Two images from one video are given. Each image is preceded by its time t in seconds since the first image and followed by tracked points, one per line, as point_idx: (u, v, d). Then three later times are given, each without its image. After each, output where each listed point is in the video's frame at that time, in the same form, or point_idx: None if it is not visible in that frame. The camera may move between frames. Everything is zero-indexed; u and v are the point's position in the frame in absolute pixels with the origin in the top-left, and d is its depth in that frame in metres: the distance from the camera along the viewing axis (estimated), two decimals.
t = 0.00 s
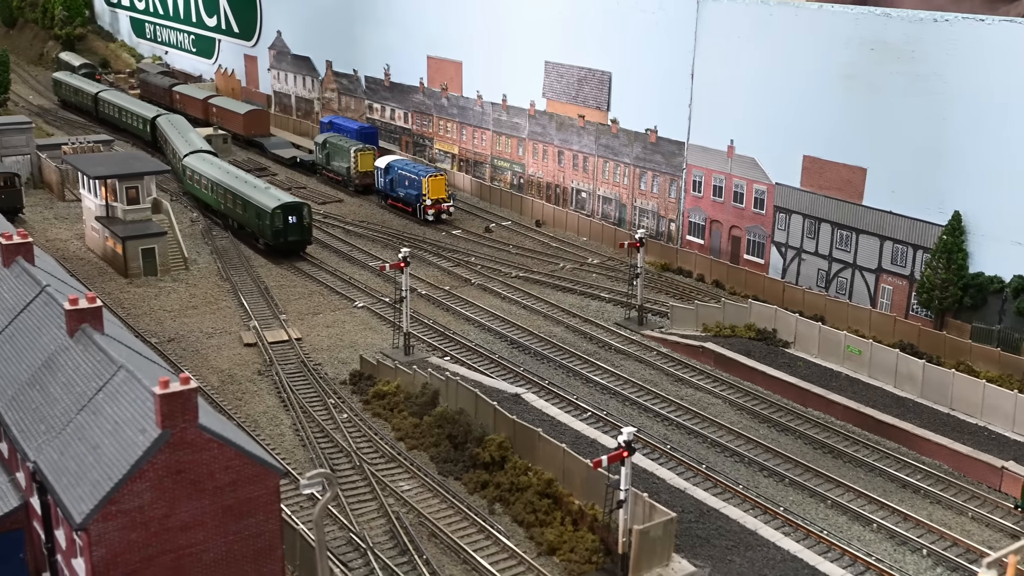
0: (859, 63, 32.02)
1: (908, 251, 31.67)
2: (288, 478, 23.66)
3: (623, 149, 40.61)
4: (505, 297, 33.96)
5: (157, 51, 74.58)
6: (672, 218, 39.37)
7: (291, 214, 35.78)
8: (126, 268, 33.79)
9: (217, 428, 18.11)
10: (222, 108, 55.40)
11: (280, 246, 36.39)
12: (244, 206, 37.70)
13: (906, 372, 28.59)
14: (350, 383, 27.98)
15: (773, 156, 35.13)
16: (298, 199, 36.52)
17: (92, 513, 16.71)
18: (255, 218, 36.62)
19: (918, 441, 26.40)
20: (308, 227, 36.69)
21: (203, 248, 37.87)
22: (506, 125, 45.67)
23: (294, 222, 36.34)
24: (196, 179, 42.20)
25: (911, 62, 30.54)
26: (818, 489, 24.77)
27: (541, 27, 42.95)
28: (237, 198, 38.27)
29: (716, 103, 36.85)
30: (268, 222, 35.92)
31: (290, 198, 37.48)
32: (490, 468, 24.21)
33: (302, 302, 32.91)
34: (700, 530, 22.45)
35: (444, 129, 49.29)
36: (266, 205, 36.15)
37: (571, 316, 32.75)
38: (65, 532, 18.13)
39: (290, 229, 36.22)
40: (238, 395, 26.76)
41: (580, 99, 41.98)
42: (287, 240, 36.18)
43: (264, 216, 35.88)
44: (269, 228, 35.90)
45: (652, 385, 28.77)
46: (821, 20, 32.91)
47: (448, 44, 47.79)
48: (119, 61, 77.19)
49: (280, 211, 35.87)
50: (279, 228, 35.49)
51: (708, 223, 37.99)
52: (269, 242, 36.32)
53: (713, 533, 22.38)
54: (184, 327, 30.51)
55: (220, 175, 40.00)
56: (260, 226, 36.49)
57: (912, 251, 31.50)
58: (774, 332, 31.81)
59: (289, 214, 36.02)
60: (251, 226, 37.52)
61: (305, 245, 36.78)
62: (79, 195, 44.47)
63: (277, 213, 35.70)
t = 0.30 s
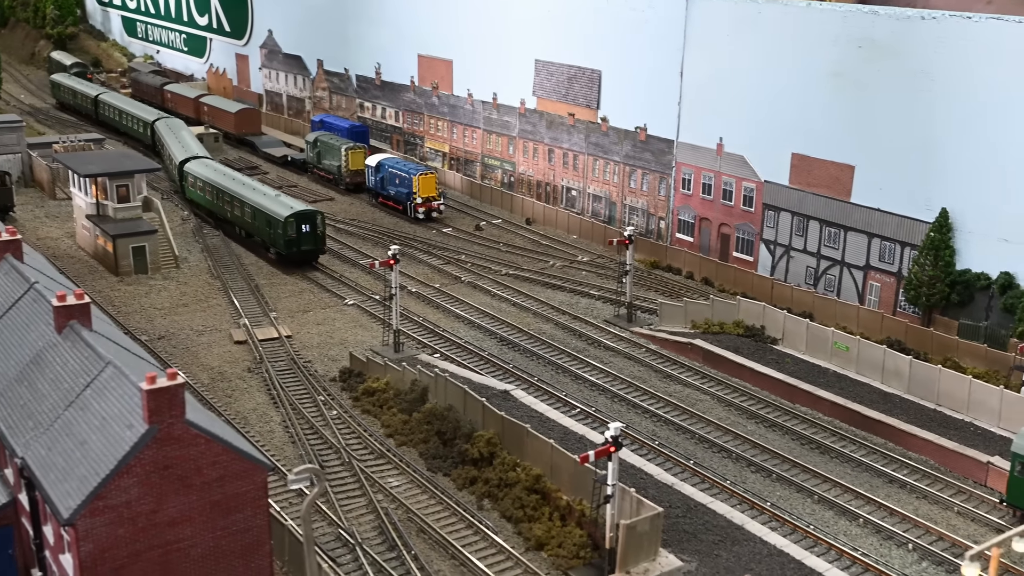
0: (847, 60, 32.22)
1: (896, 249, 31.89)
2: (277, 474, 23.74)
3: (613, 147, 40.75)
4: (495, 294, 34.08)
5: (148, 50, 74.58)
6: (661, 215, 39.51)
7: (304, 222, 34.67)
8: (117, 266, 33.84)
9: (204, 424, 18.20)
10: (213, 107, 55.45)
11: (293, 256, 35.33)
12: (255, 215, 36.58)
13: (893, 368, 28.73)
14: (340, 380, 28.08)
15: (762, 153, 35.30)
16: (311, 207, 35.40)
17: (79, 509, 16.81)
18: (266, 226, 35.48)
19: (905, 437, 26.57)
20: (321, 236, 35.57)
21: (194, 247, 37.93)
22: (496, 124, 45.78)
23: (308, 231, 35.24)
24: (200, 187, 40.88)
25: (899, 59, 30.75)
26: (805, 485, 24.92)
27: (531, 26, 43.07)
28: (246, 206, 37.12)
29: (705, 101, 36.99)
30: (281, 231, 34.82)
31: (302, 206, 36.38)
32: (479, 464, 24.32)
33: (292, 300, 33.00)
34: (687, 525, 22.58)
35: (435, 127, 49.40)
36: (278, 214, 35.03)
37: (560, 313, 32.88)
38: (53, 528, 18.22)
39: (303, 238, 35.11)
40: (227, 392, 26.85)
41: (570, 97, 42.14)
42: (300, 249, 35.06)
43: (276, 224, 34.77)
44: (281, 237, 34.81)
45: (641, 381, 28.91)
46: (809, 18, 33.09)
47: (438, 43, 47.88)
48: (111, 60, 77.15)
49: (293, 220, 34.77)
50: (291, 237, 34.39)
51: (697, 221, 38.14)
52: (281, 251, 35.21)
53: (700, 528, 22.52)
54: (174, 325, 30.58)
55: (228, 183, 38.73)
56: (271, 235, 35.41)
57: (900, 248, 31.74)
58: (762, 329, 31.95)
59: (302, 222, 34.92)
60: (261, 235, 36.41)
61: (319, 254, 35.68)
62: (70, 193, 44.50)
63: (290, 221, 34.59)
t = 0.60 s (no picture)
0: (833, 59, 32.45)
1: (881, 246, 32.16)
2: (264, 470, 23.85)
3: (601, 146, 40.93)
4: (483, 292, 34.23)
5: (138, 49, 74.58)
6: (649, 214, 39.69)
7: (316, 231, 33.83)
8: (105, 264, 33.93)
9: (190, 420, 18.31)
10: (203, 106, 55.50)
11: (304, 265, 34.46)
12: (264, 223, 35.71)
13: (878, 364, 28.92)
14: (327, 377, 28.20)
15: (749, 151, 35.51)
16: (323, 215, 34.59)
17: (64, 505, 16.92)
18: (277, 235, 34.61)
19: (889, 433, 26.78)
20: (332, 245, 34.75)
21: (183, 245, 38.01)
22: (485, 122, 45.93)
23: (320, 240, 34.36)
24: (205, 195, 39.80)
25: (885, 57, 30.98)
26: (790, 480, 25.11)
27: (519, 24, 43.21)
28: (254, 213, 36.24)
29: (693, 100, 37.16)
30: (292, 240, 33.97)
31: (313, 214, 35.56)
32: (465, 461, 24.46)
33: (280, 298, 33.11)
34: (671, 520, 22.75)
35: (424, 126, 49.53)
36: (289, 222, 34.19)
37: (548, 311, 33.04)
38: (39, 524, 18.34)
39: (315, 247, 34.29)
40: (215, 389, 26.96)
41: (558, 96, 42.32)
42: (311, 258, 34.23)
43: (287, 233, 33.91)
44: (292, 247, 33.98)
45: (628, 378, 29.10)
46: (795, 16, 33.30)
47: (427, 42, 48.02)
48: (101, 59, 77.14)
49: (305, 229, 33.96)
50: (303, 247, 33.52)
51: (685, 219, 38.32)
52: (292, 261, 34.37)
53: (684, 523, 22.69)
54: (162, 322, 30.67)
55: (234, 189, 37.86)
56: (283, 244, 34.55)
57: (885, 245, 32.01)
58: (748, 326, 32.13)
59: (314, 231, 34.09)
60: (270, 244, 35.55)
61: (330, 264, 34.86)
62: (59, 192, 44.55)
63: (301, 230, 33.76)
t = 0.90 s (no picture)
0: (815, 59, 32.71)
1: (864, 244, 32.44)
2: (248, 468, 24.00)
3: (587, 145, 41.16)
4: (469, 290, 34.42)
5: (127, 49, 74.57)
6: (635, 212, 39.90)
7: (326, 241, 32.71)
8: (92, 263, 34.05)
9: (172, 418, 18.45)
10: (191, 105, 55.59)
11: (314, 277, 33.33)
12: (271, 233, 34.56)
13: (859, 361, 29.17)
14: (313, 375, 28.37)
15: (733, 150, 35.76)
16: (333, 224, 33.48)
17: (47, 503, 17.06)
18: (284, 244, 33.48)
19: (870, 429, 27.02)
20: (343, 256, 33.64)
21: (170, 244, 38.12)
22: (472, 122, 46.11)
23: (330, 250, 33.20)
24: (207, 203, 38.43)
25: (867, 58, 31.26)
26: (771, 476, 25.33)
27: (505, 25, 43.41)
28: (262, 223, 35.05)
29: (678, 100, 37.38)
30: (301, 250, 32.83)
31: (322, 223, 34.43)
32: (449, 458, 24.63)
33: (267, 297, 33.28)
34: (653, 516, 22.95)
35: (411, 125, 49.69)
36: (299, 232, 33.04)
37: (533, 309, 33.25)
38: (22, 522, 18.48)
39: (325, 257, 33.16)
40: (201, 387, 27.12)
41: (544, 95, 42.53)
42: (321, 269, 33.11)
43: (297, 244, 32.79)
44: (301, 257, 32.85)
45: (612, 375, 29.31)
46: (778, 16, 33.54)
47: (413, 41, 48.20)
48: (90, 59, 77.21)
49: (315, 239, 32.86)
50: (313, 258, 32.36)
51: (670, 217, 38.53)
52: (301, 272, 33.24)
53: (666, 519, 22.90)
54: (149, 321, 30.79)
55: (237, 197, 36.65)
56: (292, 254, 33.37)
57: (868, 243, 32.30)
58: (731, 324, 32.38)
59: (324, 241, 32.99)
60: (278, 254, 34.40)
61: (341, 274, 33.75)
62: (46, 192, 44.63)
63: (311, 240, 32.63)
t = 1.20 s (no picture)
0: (796, 59, 32.99)
1: (846, 243, 32.74)
2: (230, 466, 24.12)
3: (572, 145, 41.36)
4: (453, 289, 34.59)
5: (113, 50, 74.51)
6: (619, 211, 40.10)
7: (336, 252, 31.78)
8: (76, 263, 34.13)
9: (151, 417, 18.58)
10: (177, 106, 55.66)
11: (323, 288, 32.46)
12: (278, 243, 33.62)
13: (840, 358, 29.40)
14: (296, 374, 28.50)
15: (716, 150, 36.00)
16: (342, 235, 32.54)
17: (25, 501, 17.18)
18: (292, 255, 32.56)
19: (850, 426, 27.23)
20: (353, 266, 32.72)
21: (155, 245, 38.22)
22: (458, 122, 46.29)
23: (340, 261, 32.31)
24: (210, 212, 37.41)
25: (847, 58, 31.58)
26: (751, 472, 25.53)
27: (490, 25, 43.56)
28: (268, 233, 34.11)
29: (661, 101, 37.60)
30: (310, 262, 31.90)
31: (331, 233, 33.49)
32: (431, 455, 24.77)
33: (252, 296, 33.42)
34: (634, 512, 23.10)
35: (397, 125, 49.83)
36: (307, 243, 32.10)
37: (517, 308, 33.45)
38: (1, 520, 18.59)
39: (334, 268, 32.23)
40: (184, 387, 27.24)
41: (529, 96, 42.72)
42: (331, 280, 32.20)
43: (305, 255, 31.84)
44: (311, 269, 31.97)
45: (594, 373, 29.51)
46: (760, 17, 33.79)
47: (398, 42, 48.33)
48: (76, 60, 77.22)
49: (324, 249, 31.94)
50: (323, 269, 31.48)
51: (654, 216, 38.73)
52: (309, 283, 32.37)
53: (646, 515, 23.07)
54: (133, 321, 30.89)
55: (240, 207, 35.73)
56: (300, 266, 32.49)
57: (849, 242, 32.62)
58: (714, 322, 32.62)
59: (333, 252, 32.08)
60: (286, 265, 33.45)
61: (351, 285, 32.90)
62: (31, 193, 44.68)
63: (320, 251, 31.69)
